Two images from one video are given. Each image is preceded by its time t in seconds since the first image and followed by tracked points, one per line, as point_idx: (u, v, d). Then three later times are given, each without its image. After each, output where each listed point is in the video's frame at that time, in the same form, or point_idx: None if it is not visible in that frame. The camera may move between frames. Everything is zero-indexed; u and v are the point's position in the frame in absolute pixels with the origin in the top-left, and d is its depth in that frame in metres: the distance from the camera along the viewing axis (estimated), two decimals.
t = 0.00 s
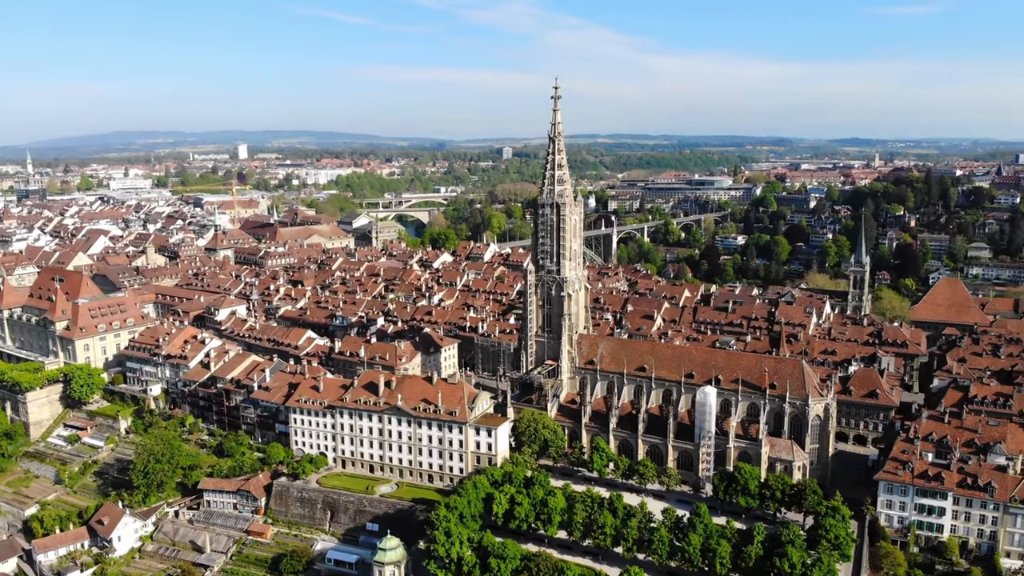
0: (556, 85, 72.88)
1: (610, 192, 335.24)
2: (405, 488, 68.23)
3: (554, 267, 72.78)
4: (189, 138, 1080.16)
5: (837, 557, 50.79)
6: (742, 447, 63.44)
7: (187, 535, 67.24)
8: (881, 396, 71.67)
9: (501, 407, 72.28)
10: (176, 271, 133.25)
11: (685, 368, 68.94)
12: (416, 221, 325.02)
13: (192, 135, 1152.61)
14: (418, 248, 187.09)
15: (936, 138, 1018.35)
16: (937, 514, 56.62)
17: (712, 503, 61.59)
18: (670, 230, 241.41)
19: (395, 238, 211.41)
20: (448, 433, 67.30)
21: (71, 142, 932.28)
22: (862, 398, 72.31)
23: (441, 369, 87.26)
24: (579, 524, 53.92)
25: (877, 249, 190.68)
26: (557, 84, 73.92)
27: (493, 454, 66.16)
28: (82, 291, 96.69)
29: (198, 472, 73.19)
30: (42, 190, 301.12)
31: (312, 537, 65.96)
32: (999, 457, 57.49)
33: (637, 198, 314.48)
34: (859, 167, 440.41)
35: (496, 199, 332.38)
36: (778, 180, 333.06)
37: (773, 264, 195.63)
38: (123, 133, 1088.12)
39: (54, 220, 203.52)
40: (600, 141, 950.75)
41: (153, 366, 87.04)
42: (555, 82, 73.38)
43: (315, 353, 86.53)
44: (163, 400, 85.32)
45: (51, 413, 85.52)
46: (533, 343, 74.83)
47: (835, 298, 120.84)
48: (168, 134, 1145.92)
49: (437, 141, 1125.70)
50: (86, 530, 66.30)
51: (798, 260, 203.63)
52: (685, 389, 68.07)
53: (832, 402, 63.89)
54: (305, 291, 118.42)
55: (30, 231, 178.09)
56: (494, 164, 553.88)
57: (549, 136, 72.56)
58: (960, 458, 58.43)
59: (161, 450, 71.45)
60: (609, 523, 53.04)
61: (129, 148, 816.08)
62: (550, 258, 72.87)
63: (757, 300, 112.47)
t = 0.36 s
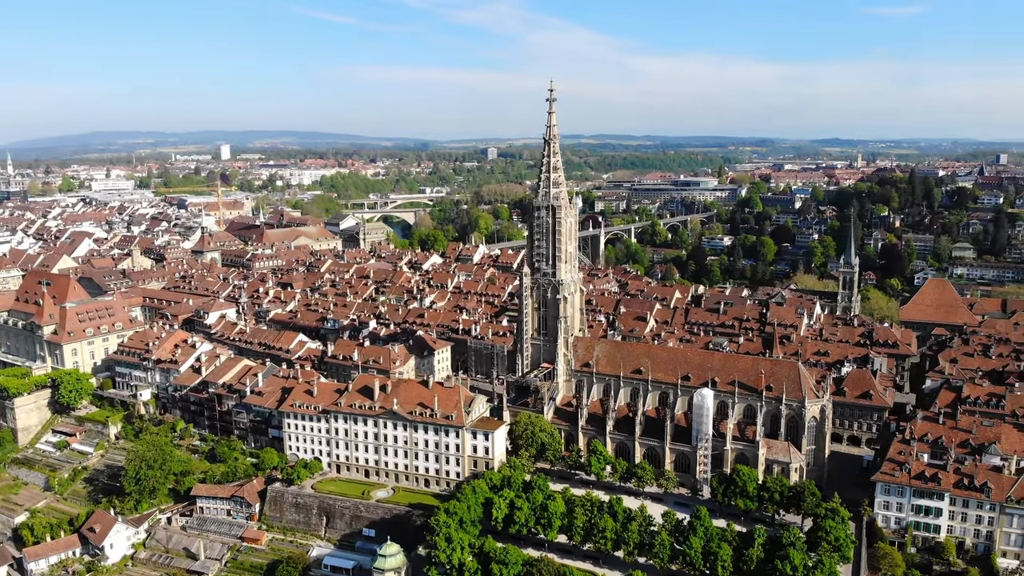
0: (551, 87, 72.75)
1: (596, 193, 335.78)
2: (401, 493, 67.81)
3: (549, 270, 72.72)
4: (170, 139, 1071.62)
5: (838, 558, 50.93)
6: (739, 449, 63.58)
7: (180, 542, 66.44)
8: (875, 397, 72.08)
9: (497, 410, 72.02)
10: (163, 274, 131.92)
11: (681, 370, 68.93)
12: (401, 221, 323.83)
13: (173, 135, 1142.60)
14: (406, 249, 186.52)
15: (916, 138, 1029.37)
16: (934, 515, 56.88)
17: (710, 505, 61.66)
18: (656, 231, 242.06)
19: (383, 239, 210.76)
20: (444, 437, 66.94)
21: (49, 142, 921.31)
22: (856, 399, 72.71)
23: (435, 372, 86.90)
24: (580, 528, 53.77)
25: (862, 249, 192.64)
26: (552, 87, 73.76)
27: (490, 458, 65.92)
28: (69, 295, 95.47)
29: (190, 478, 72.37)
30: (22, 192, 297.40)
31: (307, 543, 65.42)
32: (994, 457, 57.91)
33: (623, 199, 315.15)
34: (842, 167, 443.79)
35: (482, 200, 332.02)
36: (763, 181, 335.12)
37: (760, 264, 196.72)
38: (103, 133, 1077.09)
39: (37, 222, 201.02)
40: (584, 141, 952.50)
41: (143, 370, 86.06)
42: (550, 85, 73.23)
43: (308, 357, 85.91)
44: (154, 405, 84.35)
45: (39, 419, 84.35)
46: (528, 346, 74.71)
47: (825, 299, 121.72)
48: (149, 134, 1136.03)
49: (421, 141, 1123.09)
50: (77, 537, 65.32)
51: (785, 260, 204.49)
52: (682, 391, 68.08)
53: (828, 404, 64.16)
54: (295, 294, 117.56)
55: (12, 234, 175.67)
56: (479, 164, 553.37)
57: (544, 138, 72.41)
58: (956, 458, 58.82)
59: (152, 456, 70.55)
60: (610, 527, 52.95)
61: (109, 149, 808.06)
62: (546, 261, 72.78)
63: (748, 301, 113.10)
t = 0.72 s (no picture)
0: (546, 89, 72.45)
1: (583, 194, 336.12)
2: (398, 498, 67.35)
3: (545, 272, 72.48)
4: (152, 139, 1061.51)
5: (838, 560, 51.00)
6: (736, 451, 63.68)
7: (174, 549, 65.58)
8: (869, 398, 72.55)
9: (493, 414, 71.79)
10: (150, 276, 130.54)
11: (678, 372, 68.86)
12: (388, 222, 322.66)
13: (154, 134, 1132.82)
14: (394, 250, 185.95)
15: (896, 138, 1039.84)
16: (931, 515, 57.20)
17: (708, 507, 61.68)
18: (643, 232, 242.57)
19: (371, 240, 210.05)
20: (441, 442, 66.59)
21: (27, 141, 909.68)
22: (850, 399, 73.16)
23: (429, 375, 86.57)
24: (580, 532, 53.67)
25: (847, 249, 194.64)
26: (546, 88, 73.47)
27: (487, 461, 65.60)
28: (56, 299, 94.43)
29: (183, 484, 71.46)
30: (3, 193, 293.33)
31: (303, 549, 64.82)
32: (989, 457, 58.40)
33: (609, 199, 315.76)
34: (826, 168, 446.87)
35: (468, 200, 331.57)
36: (747, 181, 336.93)
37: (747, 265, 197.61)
38: (83, 133, 1065.83)
39: (18, 224, 198.32)
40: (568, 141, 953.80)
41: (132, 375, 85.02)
42: (545, 86, 72.97)
43: (300, 361, 85.22)
44: (144, 410, 83.30)
45: (27, 425, 83.17)
46: (524, 349, 74.49)
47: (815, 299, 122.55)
48: (130, 134, 1124.18)
49: (405, 141, 1120.17)
50: (68, 545, 64.26)
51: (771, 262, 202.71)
52: (678, 394, 68.06)
53: (825, 405, 64.37)
54: (284, 296, 116.72)
55: None
56: (464, 164, 552.46)
57: (539, 140, 72.14)
58: (951, 459, 59.23)
59: (144, 462, 69.65)
60: (611, 531, 52.87)
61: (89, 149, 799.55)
62: (541, 264, 72.52)
63: (739, 302, 113.66)
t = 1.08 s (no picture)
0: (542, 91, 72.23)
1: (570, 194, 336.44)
2: (394, 502, 67.01)
3: (541, 274, 72.31)
4: (132, 138, 1049.53)
5: (839, 561, 51.11)
6: (733, 453, 63.83)
7: (168, 556, 64.90)
8: (863, 398, 72.97)
9: (489, 417, 71.57)
10: (138, 279, 129.24)
11: (674, 374, 68.89)
12: (375, 223, 321.50)
13: (137, 134, 1124.25)
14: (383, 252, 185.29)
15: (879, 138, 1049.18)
16: (928, 515, 57.45)
17: (705, 509, 61.76)
18: (631, 232, 242.97)
19: (359, 241, 209.25)
20: (438, 445, 66.34)
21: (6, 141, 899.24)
22: (844, 400, 73.55)
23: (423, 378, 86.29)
24: (580, 535, 53.57)
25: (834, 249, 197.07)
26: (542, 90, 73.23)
27: (485, 465, 65.35)
28: (44, 302, 93.79)
29: (176, 489, 70.74)
30: None
31: (299, 554, 64.37)
32: (984, 457, 58.77)
33: (597, 200, 316.20)
34: (811, 168, 449.44)
35: (456, 201, 331.18)
36: (734, 182, 338.37)
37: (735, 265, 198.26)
38: (64, 133, 1055.81)
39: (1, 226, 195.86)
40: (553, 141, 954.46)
41: (123, 379, 84.17)
42: (541, 88, 72.75)
43: (292, 364, 84.72)
44: (134, 415, 82.49)
45: (16, 430, 82.21)
46: (520, 352, 74.30)
47: (806, 299, 123.30)
48: (111, 134, 1112.84)
49: (390, 141, 1117.85)
50: (61, 552, 63.29)
51: (759, 261, 205.09)
52: (675, 395, 68.10)
53: (821, 406, 64.63)
54: (275, 298, 115.93)
55: None
56: (450, 164, 551.56)
57: (534, 142, 71.95)
58: (947, 459, 59.58)
59: (137, 467, 68.89)
60: (611, 534, 52.79)
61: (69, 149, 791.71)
62: (537, 266, 72.36)
63: (730, 303, 114.20)
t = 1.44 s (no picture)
0: (537, 93, 72.07)
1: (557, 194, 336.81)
2: (391, 507, 66.54)
3: (537, 277, 72.17)
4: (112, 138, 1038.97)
5: (839, 562, 51.25)
6: (730, 455, 63.90)
7: (161, 563, 63.98)
8: (857, 399, 73.35)
9: (485, 420, 71.25)
10: (124, 282, 127.83)
11: (670, 376, 68.95)
12: (360, 223, 320.09)
13: (117, 134, 1112.96)
14: (370, 253, 184.54)
15: (860, 138, 1058.98)
16: (924, 515, 57.78)
17: (703, 511, 61.81)
18: (618, 233, 243.24)
19: (347, 242, 208.35)
20: (434, 449, 65.95)
21: None
22: (838, 401, 73.89)
23: (416, 381, 85.93)
24: (581, 539, 53.48)
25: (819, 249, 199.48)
26: (537, 92, 73.08)
27: (482, 468, 65.04)
28: (31, 307, 92.31)
29: (168, 496, 69.83)
30: None
31: (295, 560, 63.78)
32: (979, 457, 59.22)
33: (583, 201, 316.67)
34: (794, 168, 452.26)
35: (442, 201, 330.52)
36: (719, 182, 339.90)
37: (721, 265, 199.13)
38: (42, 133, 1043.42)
39: None
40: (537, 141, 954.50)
41: (112, 385, 83.17)
42: (535, 90, 72.59)
43: (284, 369, 84.09)
44: (124, 420, 81.51)
45: (3, 436, 80.86)
46: (516, 354, 74.08)
47: (795, 300, 124.14)
48: (90, 134, 1101.05)
49: (373, 141, 1114.12)
50: (53, 560, 61.92)
51: (745, 261, 205.81)
52: (671, 397, 68.12)
53: (816, 408, 64.88)
54: (264, 301, 115.05)
55: None
56: (435, 165, 550.10)
57: (530, 144, 71.76)
58: (942, 459, 59.97)
59: (129, 474, 68.00)
60: (612, 538, 52.67)
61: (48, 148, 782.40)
62: (533, 268, 72.21)
63: (720, 304, 114.71)
